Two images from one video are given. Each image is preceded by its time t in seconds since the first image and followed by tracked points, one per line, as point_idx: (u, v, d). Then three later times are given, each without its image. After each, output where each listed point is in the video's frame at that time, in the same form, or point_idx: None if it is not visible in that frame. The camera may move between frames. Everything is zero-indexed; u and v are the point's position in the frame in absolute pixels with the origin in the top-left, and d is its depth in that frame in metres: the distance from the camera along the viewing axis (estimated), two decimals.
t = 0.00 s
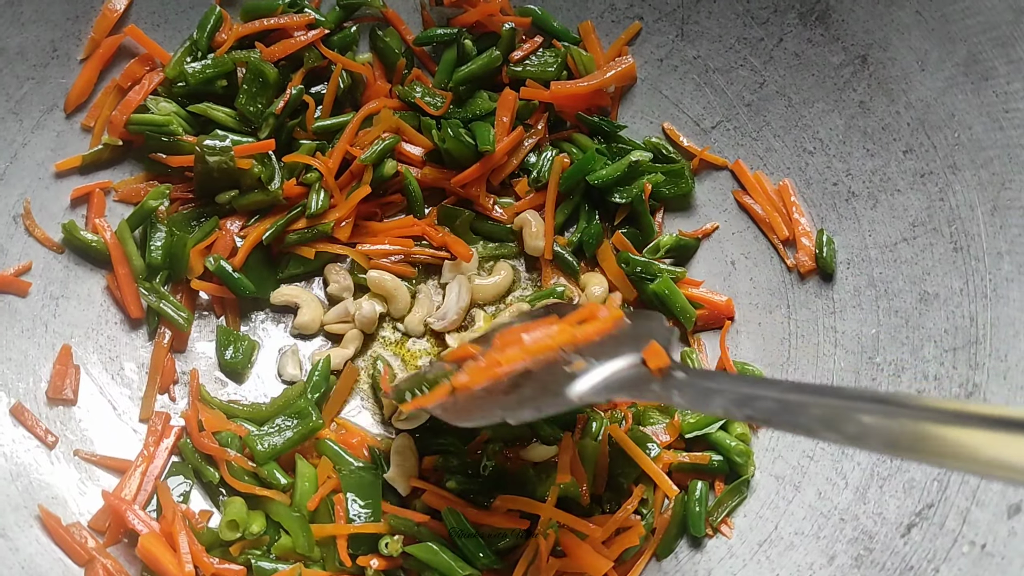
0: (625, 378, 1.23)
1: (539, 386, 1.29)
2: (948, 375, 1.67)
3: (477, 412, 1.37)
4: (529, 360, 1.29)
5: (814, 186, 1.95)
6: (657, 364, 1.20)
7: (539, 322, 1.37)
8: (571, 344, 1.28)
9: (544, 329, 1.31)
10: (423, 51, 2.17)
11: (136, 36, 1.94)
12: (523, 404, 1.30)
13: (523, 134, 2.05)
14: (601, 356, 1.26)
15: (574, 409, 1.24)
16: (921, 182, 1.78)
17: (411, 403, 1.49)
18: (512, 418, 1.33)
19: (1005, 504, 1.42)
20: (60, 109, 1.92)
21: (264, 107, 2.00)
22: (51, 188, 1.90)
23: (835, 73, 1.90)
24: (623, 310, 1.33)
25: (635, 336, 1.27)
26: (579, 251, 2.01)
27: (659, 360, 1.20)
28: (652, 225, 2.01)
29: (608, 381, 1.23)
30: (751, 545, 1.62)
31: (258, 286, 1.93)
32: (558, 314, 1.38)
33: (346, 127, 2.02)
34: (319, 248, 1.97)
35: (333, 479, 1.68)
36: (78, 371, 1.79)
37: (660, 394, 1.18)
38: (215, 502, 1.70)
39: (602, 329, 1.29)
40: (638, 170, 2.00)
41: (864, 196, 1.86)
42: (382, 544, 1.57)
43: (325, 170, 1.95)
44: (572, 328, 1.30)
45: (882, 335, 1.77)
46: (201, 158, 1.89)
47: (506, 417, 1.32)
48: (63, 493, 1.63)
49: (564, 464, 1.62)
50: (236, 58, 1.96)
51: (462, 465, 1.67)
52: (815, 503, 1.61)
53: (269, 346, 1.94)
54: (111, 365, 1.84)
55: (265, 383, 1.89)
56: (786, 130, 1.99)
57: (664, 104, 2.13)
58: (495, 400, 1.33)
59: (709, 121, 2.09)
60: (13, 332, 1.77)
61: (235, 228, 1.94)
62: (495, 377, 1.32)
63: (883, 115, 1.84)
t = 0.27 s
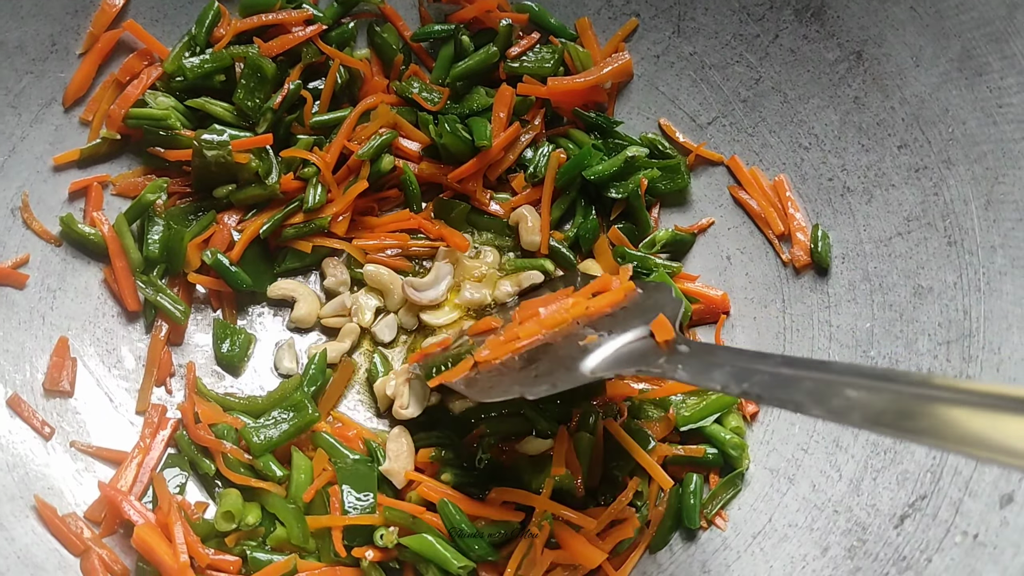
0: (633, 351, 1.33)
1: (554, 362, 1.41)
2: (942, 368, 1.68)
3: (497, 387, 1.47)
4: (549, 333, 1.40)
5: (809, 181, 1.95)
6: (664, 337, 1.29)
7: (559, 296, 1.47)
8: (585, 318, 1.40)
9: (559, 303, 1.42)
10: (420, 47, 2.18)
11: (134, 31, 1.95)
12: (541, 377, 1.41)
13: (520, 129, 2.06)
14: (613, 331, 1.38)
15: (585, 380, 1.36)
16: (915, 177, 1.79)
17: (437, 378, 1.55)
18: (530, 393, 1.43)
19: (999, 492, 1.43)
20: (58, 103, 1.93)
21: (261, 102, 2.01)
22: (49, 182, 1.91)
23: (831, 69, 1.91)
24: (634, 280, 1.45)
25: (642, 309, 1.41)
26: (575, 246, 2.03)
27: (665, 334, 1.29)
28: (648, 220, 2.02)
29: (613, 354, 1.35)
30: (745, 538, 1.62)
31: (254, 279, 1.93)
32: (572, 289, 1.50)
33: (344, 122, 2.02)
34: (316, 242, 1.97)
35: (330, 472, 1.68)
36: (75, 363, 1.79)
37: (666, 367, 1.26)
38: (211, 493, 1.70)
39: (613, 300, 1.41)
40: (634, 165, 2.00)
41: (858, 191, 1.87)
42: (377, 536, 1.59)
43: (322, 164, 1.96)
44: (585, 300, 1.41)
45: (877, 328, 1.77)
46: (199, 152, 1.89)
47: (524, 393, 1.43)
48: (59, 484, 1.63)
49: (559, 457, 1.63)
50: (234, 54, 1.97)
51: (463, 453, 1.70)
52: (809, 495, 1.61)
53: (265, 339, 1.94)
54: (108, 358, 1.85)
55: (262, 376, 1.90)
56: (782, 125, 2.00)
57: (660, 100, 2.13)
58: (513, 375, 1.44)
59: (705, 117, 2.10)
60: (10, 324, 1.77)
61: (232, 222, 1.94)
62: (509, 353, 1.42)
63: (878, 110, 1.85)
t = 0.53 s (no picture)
0: (537, 468, 1.38)
1: (446, 484, 1.42)
2: (950, 377, 1.65)
3: (388, 508, 1.43)
4: (446, 444, 1.43)
5: (817, 191, 1.97)
6: (570, 455, 1.32)
7: (459, 408, 1.49)
8: (485, 428, 1.44)
9: (460, 413, 1.46)
10: (430, 56, 2.20)
11: (148, 39, 1.97)
12: (436, 501, 1.41)
13: (529, 138, 2.08)
14: (515, 446, 1.42)
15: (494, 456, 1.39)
16: (923, 188, 1.80)
17: (321, 495, 1.46)
18: (424, 516, 1.40)
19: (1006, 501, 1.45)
20: (73, 110, 1.94)
21: (274, 110, 2.02)
22: (64, 188, 1.92)
23: (839, 79, 1.92)
24: (538, 391, 1.52)
25: (545, 428, 1.45)
26: (584, 254, 2.04)
27: (571, 452, 1.32)
28: (657, 228, 2.03)
29: (512, 473, 1.39)
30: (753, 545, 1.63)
31: (266, 285, 1.96)
32: (471, 399, 1.53)
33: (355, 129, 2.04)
34: (327, 249, 1.99)
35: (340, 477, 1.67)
36: (88, 368, 1.80)
37: (572, 488, 1.30)
38: (223, 498, 1.72)
39: (514, 412, 1.45)
40: (642, 174, 2.02)
41: (866, 201, 1.88)
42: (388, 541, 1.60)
43: (333, 172, 1.98)
44: (487, 411, 1.45)
45: (885, 338, 1.77)
46: (212, 160, 1.91)
47: (420, 515, 1.40)
48: (74, 488, 1.65)
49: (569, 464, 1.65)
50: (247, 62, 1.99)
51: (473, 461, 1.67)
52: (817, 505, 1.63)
53: (276, 345, 1.95)
54: (121, 363, 1.86)
55: (272, 380, 1.91)
56: (789, 135, 2.01)
57: (669, 109, 2.15)
58: (404, 493, 1.42)
59: (713, 127, 2.11)
60: (25, 329, 1.79)
61: (243, 229, 1.97)
62: (410, 463, 1.43)
63: (886, 121, 1.86)
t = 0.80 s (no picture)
0: (575, 358, 1.26)
1: (491, 362, 1.31)
2: (944, 378, 1.67)
3: (429, 384, 1.37)
4: (486, 335, 1.30)
5: (812, 192, 1.96)
6: (608, 346, 1.23)
7: (502, 295, 1.36)
8: (525, 320, 1.29)
9: (501, 303, 1.32)
10: (425, 55, 2.19)
11: (142, 38, 1.97)
12: (475, 378, 1.32)
13: (524, 137, 2.07)
14: (554, 334, 1.29)
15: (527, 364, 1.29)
16: (917, 188, 1.80)
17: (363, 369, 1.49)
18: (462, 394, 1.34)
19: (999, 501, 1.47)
20: (66, 109, 1.94)
21: (268, 109, 2.02)
22: (56, 187, 1.92)
23: (834, 80, 1.92)
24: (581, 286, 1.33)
25: (589, 315, 1.30)
26: (579, 254, 2.03)
27: (610, 342, 1.23)
28: (651, 229, 2.03)
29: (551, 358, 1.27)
30: (747, 547, 1.63)
31: (259, 285, 1.95)
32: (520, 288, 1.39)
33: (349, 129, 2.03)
34: (321, 249, 1.98)
35: (332, 477, 1.70)
36: (81, 367, 1.80)
37: (609, 376, 1.21)
38: (215, 499, 1.71)
39: (557, 305, 1.30)
40: (637, 174, 2.02)
41: (860, 202, 1.88)
42: (379, 541, 1.60)
43: (327, 172, 1.97)
44: (528, 303, 1.30)
45: (879, 339, 1.78)
46: (205, 159, 1.90)
47: (455, 392, 1.34)
48: (65, 488, 1.64)
49: (563, 465, 1.65)
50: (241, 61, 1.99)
51: (470, 459, 1.68)
52: (811, 505, 1.62)
53: (270, 344, 1.95)
54: (114, 363, 1.86)
55: (264, 381, 1.91)
56: (784, 136, 2.01)
57: (664, 109, 2.15)
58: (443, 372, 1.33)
59: (708, 127, 2.11)
60: (17, 328, 1.78)
61: (237, 229, 1.96)
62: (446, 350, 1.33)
63: (881, 121, 1.86)
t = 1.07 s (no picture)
0: (554, 308, 1.39)
1: (479, 316, 1.47)
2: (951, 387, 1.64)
3: (422, 337, 1.54)
4: (476, 293, 1.45)
5: (816, 197, 1.95)
6: (584, 297, 1.35)
7: (489, 261, 1.58)
8: (513, 279, 1.44)
9: (490, 266, 1.47)
10: (428, 58, 2.18)
11: (142, 40, 1.96)
12: (465, 330, 1.48)
13: (526, 141, 2.06)
14: (537, 290, 1.43)
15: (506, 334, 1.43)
16: (923, 194, 1.78)
17: (361, 328, 1.62)
18: (451, 344, 1.50)
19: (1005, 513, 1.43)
20: (66, 111, 1.93)
21: (268, 112, 2.01)
22: (56, 190, 1.91)
23: (839, 84, 1.91)
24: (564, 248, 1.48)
25: (568, 275, 1.44)
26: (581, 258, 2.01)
27: (586, 293, 1.35)
28: (654, 233, 2.02)
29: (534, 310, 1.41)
30: (750, 554, 1.61)
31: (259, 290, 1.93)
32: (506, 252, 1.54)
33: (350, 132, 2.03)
34: (322, 253, 1.97)
35: (331, 482, 1.69)
36: (79, 372, 1.79)
37: (582, 322, 1.33)
38: (214, 504, 1.70)
39: (541, 265, 1.44)
40: (640, 178, 2.01)
41: (865, 207, 1.87)
42: (379, 547, 1.58)
43: (328, 175, 1.96)
44: (516, 264, 1.45)
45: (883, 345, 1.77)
46: (205, 162, 1.89)
47: (446, 343, 1.50)
48: (63, 493, 1.63)
49: (563, 471, 1.64)
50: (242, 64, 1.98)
51: (471, 465, 1.67)
52: (814, 513, 1.61)
53: (270, 348, 1.94)
54: (113, 367, 1.85)
55: (264, 385, 1.90)
56: (789, 140, 1.99)
57: (667, 113, 2.14)
58: (434, 327, 1.51)
59: (712, 131, 2.10)
60: (15, 332, 1.77)
61: (237, 232, 1.95)
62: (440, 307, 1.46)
63: (886, 126, 1.85)
